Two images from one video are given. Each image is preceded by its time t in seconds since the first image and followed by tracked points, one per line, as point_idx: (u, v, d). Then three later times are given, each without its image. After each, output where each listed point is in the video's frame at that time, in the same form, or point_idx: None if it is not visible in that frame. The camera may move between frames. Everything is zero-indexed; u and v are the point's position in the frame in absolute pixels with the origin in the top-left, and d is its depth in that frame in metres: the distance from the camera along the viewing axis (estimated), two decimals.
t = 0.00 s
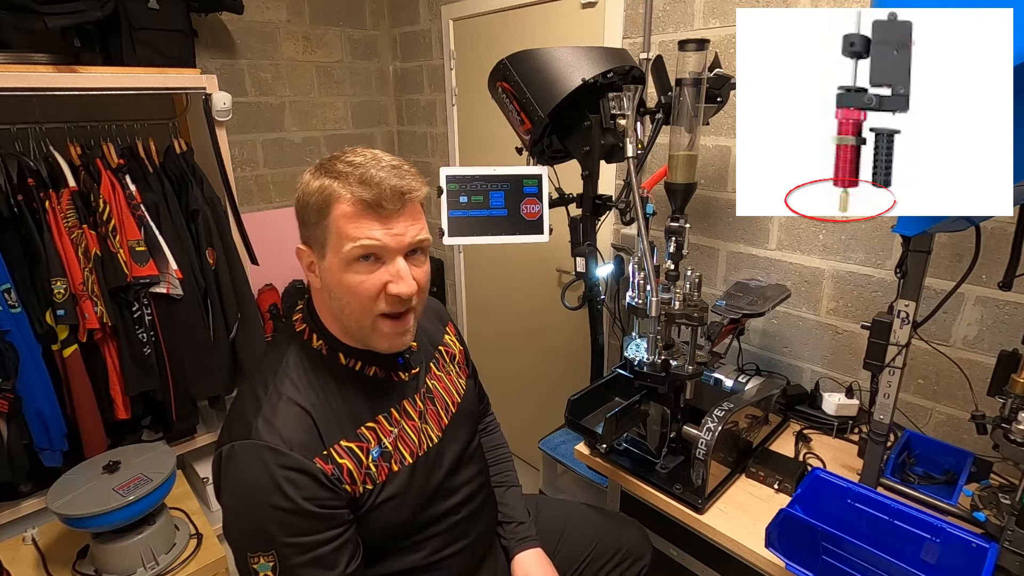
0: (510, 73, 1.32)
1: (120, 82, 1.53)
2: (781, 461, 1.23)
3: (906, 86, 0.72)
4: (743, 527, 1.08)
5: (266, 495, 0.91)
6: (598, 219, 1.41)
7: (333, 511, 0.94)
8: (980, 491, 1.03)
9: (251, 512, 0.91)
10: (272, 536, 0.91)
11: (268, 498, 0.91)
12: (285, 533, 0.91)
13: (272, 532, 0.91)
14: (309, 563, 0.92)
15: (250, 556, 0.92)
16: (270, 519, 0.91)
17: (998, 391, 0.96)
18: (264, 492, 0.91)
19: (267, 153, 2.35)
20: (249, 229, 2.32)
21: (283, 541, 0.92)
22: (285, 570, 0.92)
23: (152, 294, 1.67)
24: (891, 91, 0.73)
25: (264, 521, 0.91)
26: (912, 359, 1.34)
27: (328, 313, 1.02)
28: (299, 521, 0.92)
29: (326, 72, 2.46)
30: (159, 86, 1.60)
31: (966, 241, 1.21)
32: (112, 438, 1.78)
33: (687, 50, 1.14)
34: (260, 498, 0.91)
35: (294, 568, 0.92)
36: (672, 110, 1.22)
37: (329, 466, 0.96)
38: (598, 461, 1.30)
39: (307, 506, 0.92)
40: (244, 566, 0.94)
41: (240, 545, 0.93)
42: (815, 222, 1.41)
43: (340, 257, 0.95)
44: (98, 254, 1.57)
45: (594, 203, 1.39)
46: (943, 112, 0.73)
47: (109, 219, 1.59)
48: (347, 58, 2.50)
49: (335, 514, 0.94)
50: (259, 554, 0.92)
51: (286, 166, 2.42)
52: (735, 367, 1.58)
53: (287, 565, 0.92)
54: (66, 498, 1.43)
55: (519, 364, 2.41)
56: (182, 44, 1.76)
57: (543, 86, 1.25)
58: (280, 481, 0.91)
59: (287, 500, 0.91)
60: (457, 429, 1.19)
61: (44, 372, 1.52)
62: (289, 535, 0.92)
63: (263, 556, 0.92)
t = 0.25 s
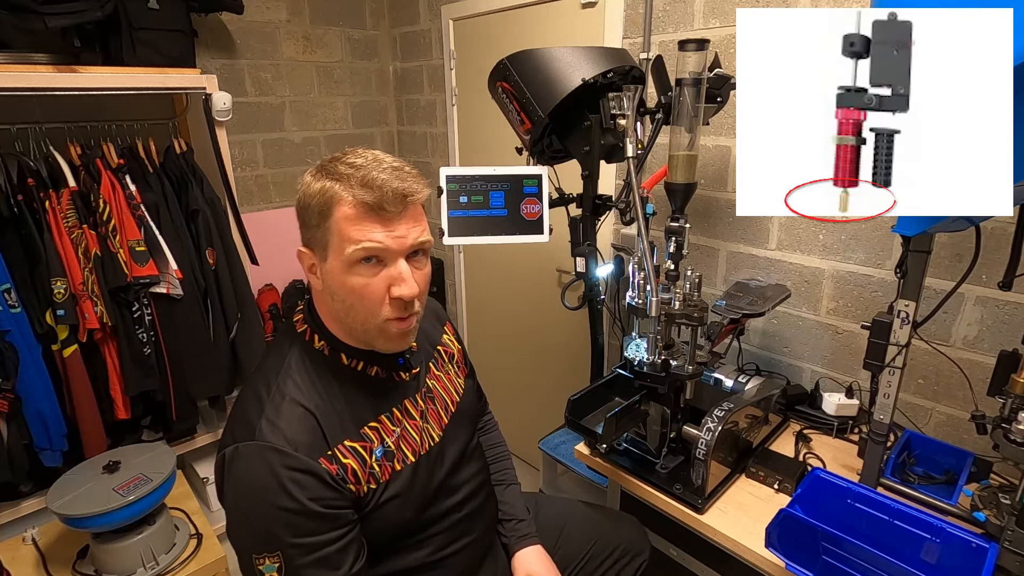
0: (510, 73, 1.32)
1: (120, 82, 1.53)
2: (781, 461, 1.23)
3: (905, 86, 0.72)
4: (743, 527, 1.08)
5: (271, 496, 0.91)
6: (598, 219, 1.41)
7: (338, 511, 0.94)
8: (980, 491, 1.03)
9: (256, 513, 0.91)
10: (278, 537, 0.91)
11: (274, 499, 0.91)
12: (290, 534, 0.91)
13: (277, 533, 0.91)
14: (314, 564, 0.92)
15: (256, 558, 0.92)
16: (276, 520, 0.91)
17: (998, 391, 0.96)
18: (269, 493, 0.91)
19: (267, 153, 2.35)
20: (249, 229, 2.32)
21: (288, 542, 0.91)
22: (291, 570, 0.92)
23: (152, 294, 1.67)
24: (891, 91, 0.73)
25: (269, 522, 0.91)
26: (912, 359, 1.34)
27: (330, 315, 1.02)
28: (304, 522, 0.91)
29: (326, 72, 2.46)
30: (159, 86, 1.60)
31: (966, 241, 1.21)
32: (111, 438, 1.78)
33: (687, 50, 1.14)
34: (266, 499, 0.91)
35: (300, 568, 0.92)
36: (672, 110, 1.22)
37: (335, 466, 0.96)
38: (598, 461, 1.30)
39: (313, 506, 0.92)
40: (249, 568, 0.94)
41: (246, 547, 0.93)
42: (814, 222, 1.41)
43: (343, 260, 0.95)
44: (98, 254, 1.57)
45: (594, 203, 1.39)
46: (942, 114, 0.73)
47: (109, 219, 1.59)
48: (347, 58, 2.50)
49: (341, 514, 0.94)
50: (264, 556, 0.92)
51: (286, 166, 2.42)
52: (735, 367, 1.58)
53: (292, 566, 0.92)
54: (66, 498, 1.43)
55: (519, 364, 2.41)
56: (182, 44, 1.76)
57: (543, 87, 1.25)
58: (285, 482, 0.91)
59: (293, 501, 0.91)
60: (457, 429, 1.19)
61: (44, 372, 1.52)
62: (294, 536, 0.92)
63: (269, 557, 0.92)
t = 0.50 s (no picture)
0: (510, 73, 1.32)
1: (120, 82, 1.53)
2: (781, 461, 1.23)
3: (905, 86, 0.72)
4: (743, 527, 1.08)
5: (276, 496, 0.90)
6: (598, 219, 1.41)
7: (342, 509, 0.95)
8: (980, 491, 1.03)
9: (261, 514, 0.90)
10: (283, 537, 0.91)
11: (279, 499, 0.90)
12: (296, 534, 0.91)
13: (283, 533, 0.91)
14: (321, 563, 0.92)
15: (261, 559, 0.91)
16: (281, 519, 0.90)
17: (998, 391, 0.96)
18: (274, 493, 0.90)
19: (267, 153, 2.35)
20: (249, 229, 2.32)
21: (294, 542, 0.91)
22: (297, 570, 0.92)
23: (152, 294, 1.67)
24: (891, 91, 0.73)
25: (274, 522, 0.90)
26: (912, 359, 1.35)
27: (330, 313, 1.02)
28: (310, 521, 0.91)
29: (326, 72, 2.46)
30: (159, 87, 1.60)
31: (966, 241, 1.21)
32: (111, 438, 1.78)
33: (687, 50, 1.14)
34: (271, 499, 0.90)
35: (307, 568, 0.92)
36: (672, 110, 1.22)
37: (339, 464, 0.96)
38: (597, 461, 1.30)
39: (318, 505, 0.92)
40: (253, 570, 0.93)
41: (249, 548, 0.92)
42: (815, 222, 1.41)
43: (344, 258, 0.95)
44: (98, 254, 1.57)
45: (594, 203, 1.39)
46: (942, 113, 0.73)
47: (109, 219, 1.59)
48: (347, 58, 2.50)
49: (345, 512, 0.95)
50: (270, 556, 0.91)
51: (286, 166, 2.42)
52: (735, 367, 1.58)
53: (298, 566, 0.92)
54: (66, 498, 1.43)
55: (519, 363, 2.41)
56: (182, 44, 1.76)
57: (543, 87, 1.25)
58: (290, 481, 0.91)
59: (299, 500, 0.91)
60: (456, 427, 1.19)
61: (43, 372, 1.52)
62: (300, 535, 0.91)
63: (274, 558, 0.91)
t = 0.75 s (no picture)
0: (510, 73, 1.32)
1: (120, 82, 1.53)
2: (781, 461, 1.23)
3: (905, 86, 0.72)
4: (743, 527, 1.08)
5: (282, 501, 0.90)
6: (598, 219, 1.41)
7: (349, 511, 0.95)
8: (980, 491, 1.03)
9: (267, 519, 0.90)
10: (291, 541, 0.91)
11: (285, 503, 0.90)
12: (303, 537, 0.91)
13: (290, 536, 0.91)
14: (328, 566, 0.93)
15: (268, 564, 0.92)
16: (288, 523, 0.90)
17: (998, 391, 0.96)
18: (280, 497, 0.90)
19: (267, 153, 2.35)
20: (249, 229, 2.32)
21: (302, 545, 0.91)
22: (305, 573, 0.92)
23: (152, 294, 1.67)
24: (891, 91, 0.73)
25: (282, 526, 0.90)
26: (912, 359, 1.35)
27: (330, 316, 1.01)
28: (317, 524, 0.91)
29: (326, 72, 2.46)
30: (159, 86, 1.60)
31: (966, 241, 1.21)
32: (111, 438, 1.78)
33: (687, 50, 1.14)
34: (277, 503, 0.90)
35: (314, 572, 0.92)
36: (672, 110, 1.22)
37: (343, 466, 0.96)
38: (597, 461, 1.30)
39: (325, 508, 0.92)
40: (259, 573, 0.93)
41: (255, 553, 0.91)
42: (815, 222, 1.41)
43: (344, 260, 0.95)
44: (98, 254, 1.57)
45: (594, 203, 1.39)
46: (945, 113, 0.73)
47: (109, 219, 1.59)
48: (347, 58, 2.50)
49: (351, 515, 0.95)
50: (277, 561, 0.91)
51: (285, 166, 2.42)
52: (735, 367, 1.58)
53: (306, 569, 0.92)
54: (66, 498, 1.43)
55: (519, 363, 2.41)
56: (182, 44, 1.76)
57: (542, 87, 1.25)
58: (296, 485, 0.91)
59: (305, 503, 0.91)
60: (456, 426, 1.19)
61: (44, 372, 1.52)
62: (307, 539, 0.91)
63: (282, 563, 0.92)
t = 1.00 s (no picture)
0: (510, 73, 1.32)
1: (120, 82, 1.53)
2: (781, 461, 1.23)
3: (905, 86, 0.72)
4: (743, 527, 1.08)
5: (285, 501, 0.90)
6: (598, 219, 1.41)
7: (352, 511, 0.95)
8: (980, 491, 1.03)
9: (270, 519, 0.90)
10: (294, 542, 0.91)
11: (288, 504, 0.90)
12: (306, 537, 0.91)
13: (293, 537, 0.90)
14: (332, 566, 0.92)
15: (271, 565, 0.91)
16: (292, 524, 0.90)
17: (998, 391, 0.96)
18: (283, 498, 0.90)
19: (267, 153, 2.35)
20: (249, 229, 2.32)
21: (305, 546, 0.91)
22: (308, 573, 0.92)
23: (152, 294, 1.67)
24: (891, 91, 0.73)
25: (285, 527, 0.90)
26: (912, 359, 1.35)
27: (330, 316, 1.02)
28: (320, 524, 0.91)
29: (326, 72, 2.46)
30: (159, 86, 1.60)
31: (966, 241, 1.21)
32: (111, 438, 1.78)
33: (687, 50, 1.14)
34: (280, 504, 0.90)
35: (317, 572, 0.92)
36: (672, 110, 1.22)
37: (346, 466, 0.96)
38: (597, 461, 1.30)
39: (327, 508, 0.92)
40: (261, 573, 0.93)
41: (258, 554, 0.91)
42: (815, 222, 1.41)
43: (345, 261, 0.95)
44: (98, 254, 1.57)
45: (594, 203, 1.39)
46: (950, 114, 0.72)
47: (110, 219, 1.59)
48: (347, 58, 2.50)
49: (354, 515, 0.95)
50: (280, 562, 0.91)
51: (285, 166, 2.42)
52: (735, 367, 1.58)
53: (309, 569, 0.92)
54: (66, 498, 1.43)
55: (519, 363, 2.41)
56: (181, 44, 1.76)
57: (543, 87, 1.25)
58: (299, 485, 0.91)
59: (309, 504, 0.91)
60: (456, 425, 1.19)
61: (44, 372, 1.52)
62: (311, 539, 0.91)
63: (285, 563, 0.91)
